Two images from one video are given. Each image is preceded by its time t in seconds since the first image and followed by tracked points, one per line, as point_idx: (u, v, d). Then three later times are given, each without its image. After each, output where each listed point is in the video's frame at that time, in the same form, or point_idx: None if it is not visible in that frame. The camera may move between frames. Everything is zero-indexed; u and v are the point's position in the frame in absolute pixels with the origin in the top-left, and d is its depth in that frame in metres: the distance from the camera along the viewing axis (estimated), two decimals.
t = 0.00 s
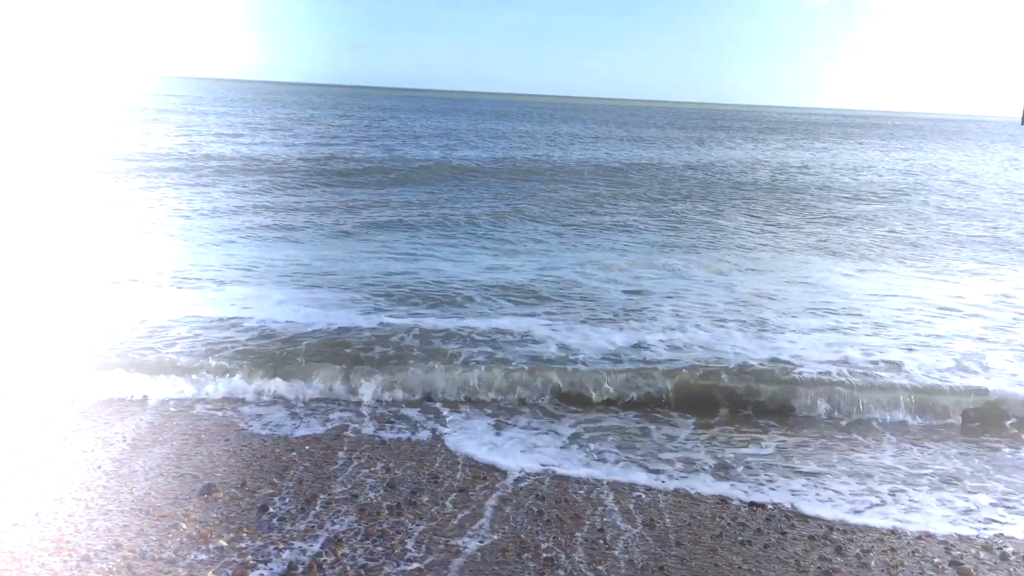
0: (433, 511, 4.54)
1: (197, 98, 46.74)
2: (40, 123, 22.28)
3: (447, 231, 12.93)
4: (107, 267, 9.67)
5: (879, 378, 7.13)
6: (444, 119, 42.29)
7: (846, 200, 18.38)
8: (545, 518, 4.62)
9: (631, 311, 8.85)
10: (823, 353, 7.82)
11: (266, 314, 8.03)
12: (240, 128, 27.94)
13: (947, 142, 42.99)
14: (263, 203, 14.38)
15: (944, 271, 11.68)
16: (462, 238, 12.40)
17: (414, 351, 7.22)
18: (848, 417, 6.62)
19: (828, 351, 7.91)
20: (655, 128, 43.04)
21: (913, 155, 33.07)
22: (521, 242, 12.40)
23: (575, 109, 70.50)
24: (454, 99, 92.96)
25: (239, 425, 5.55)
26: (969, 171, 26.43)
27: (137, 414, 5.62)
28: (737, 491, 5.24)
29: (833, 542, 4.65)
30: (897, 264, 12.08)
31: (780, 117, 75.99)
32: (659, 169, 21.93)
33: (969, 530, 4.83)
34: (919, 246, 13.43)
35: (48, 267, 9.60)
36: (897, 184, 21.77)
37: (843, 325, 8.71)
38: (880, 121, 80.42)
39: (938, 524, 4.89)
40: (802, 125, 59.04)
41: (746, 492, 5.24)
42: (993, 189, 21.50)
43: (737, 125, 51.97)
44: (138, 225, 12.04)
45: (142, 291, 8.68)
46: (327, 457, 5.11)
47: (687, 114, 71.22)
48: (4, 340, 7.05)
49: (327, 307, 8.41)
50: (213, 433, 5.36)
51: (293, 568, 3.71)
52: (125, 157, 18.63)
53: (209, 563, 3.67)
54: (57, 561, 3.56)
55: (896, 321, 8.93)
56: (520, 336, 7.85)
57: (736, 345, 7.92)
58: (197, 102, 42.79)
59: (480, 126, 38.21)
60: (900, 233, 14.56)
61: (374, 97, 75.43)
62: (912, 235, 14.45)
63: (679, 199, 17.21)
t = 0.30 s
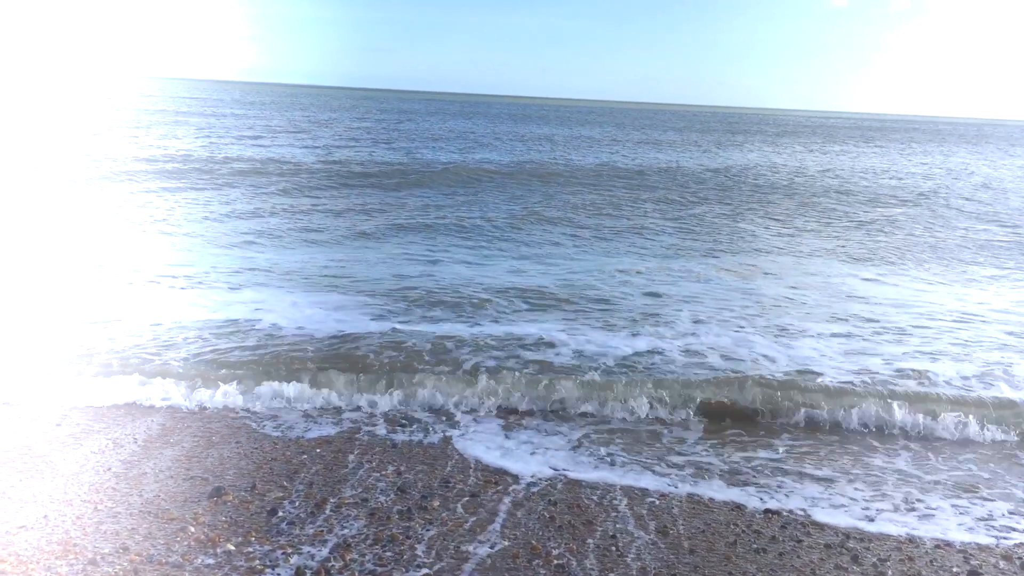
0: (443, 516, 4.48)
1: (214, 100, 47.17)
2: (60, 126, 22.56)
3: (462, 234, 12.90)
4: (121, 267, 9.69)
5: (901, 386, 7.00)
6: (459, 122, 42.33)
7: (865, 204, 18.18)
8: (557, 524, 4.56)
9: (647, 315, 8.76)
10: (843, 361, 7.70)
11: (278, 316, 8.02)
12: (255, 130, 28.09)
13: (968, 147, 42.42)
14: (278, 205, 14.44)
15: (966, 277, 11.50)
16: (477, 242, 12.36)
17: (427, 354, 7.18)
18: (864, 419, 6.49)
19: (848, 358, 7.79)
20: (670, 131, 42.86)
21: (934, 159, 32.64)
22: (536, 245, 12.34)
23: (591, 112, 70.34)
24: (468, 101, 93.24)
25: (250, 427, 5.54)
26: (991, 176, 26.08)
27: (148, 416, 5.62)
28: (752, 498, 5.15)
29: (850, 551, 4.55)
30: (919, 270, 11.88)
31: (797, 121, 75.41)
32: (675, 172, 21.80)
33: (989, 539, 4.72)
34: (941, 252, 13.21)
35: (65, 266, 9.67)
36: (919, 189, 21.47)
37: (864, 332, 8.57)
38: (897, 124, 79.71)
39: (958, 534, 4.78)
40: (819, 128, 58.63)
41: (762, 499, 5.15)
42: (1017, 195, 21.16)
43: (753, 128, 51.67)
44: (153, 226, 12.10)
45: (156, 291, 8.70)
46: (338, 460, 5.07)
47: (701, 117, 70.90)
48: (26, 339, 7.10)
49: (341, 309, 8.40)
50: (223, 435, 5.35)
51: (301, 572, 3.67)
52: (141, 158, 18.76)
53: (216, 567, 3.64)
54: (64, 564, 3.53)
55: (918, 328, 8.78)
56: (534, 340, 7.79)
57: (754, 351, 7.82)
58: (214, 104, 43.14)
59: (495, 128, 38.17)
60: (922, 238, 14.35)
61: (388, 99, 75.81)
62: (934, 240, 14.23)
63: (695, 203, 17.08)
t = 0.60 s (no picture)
0: (447, 519, 4.45)
1: (223, 102, 47.45)
2: (70, 127, 22.72)
3: (469, 236, 12.88)
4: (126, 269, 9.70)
5: (913, 391, 6.92)
6: (466, 123, 42.37)
7: (873, 207, 18.11)
8: (562, 527, 4.52)
9: (655, 318, 8.71)
10: (854, 364, 7.62)
11: (283, 317, 8.01)
12: (263, 132, 28.17)
13: (979, 149, 42.15)
14: (285, 206, 14.47)
15: (976, 280, 11.42)
16: (484, 244, 12.34)
17: (433, 356, 7.15)
18: (871, 421, 6.40)
19: (858, 362, 7.72)
20: (677, 133, 42.81)
21: (945, 161, 32.43)
22: (543, 248, 12.30)
23: (599, 114, 70.26)
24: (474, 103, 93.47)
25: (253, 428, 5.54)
26: (1001, 178, 25.93)
27: (151, 418, 5.60)
28: (760, 502, 5.09)
29: (858, 556, 4.49)
30: (929, 273, 11.77)
31: (805, 124, 75.13)
32: (683, 174, 21.74)
33: (1000, 544, 4.65)
34: (951, 255, 13.14)
35: (73, 267, 9.70)
36: (929, 191, 21.33)
37: (874, 336, 8.49)
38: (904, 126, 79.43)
39: (968, 539, 4.71)
40: (827, 130, 58.47)
41: (769, 502, 5.10)
42: None
43: (760, 131, 51.57)
44: (160, 227, 12.13)
45: (161, 293, 8.70)
46: (342, 462, 5.04)
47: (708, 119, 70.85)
48: (32, 340, 7.11)
49: (347, 310, 8.39)
50: (228, 436, 5.34)
51: None
52: (149, 159, 18.83)
53: (219, 570, 3.61)
54: (65, 566, 3.51)
55: (930, 332, 8.69)
56: (541, 342, 7.75)
57: (763, 354, 7.75)
58: (222, 106, 43.34)
59: (503, 130, 38.17)
60: (932, 241, 14.24)
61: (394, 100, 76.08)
62: (945, 243, 14.11)
63: (703, 206, 17.02)
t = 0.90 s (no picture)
0: (450, 522, 4.42)
1: (230, 104, 47.64)
2: (76, 129, 22.80)
3: (474, 238, 12.85)
4: (131, 270, 9.71)
5: (922, 396, 6.85)
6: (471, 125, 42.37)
7: (880, 210, 18.04)
8: (566, 531, 4.48)
9: (660, 322, 8.67)
10: (862, 369, 7.56)
11: (286, 320, 7.99)
12: (268, 133, 28.25)
13: (987, 152, 41.95)
14: (290, 208, 14.48)
15: (984, 284, 11.36)
16: (489, 246, 12.30)
17: (438, 357, 7.12)
18: (876, 424, 6.33)
19: (866, 367, 7.65)
20: (682, 135, 42.78)
21: (952, 164, 32.29)
22: (548, 250, 12.28)
23: (605, 116, 70.25)
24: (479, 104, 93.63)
25: (255, 428, 5.53)
26: (1008, 181, 25.83)
27: (154, 420, 5.59)
28: (765, 506, 5.05)
29: (865, 561, 4.44)
30: (937, 277, 11.70)
31: (811, 126, 75.01)
32: (689, 176, 21.68)
33: (1010, 550, 4.59)
34: (959, 258, 13.09)
35: (78, 268, 9.72)
36: (936, 194, 21.21)
37: (882, 341, 8.42)
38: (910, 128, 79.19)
39: (976, 544, 4.66)
40: (832, 132, 58.33)
41: (775, 506, 5.05)
42: None
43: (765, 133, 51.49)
44: (164, 229, 12.15)
45: (165, 295, 8.71)
46: (344, 465, 5.02)
47: (713, 121, 70.76)
48: (35, 341, 7.12)
49: (351, 312, 8.38)
50: (230, 439, 5.32)
51: None
52: (154, 160, 18.87)
53: (219, 574, 3.59)
54: (65, 570, 3.49)
55: (939, 337, 8.62)
56: (546, 345, 7.72)
57: (770, 358, 7.70)
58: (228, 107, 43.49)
59: (508, 132, 38.16)
60: (940, 244, 14.17)
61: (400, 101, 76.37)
62: (953, 247, 14.03)
63: (710, 208, 16.96)
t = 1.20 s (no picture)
0: (452, 525, 4.39)
1: (235, 104, 47.76)
2: (81, 129, 22.84)
3: (477, 240, 12.83)
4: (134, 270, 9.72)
5: (929, 400, 6.79)
6: (475, 126, 42.36)
7: (886, 211, 17.98)
8: (569, 534, 4.45)
9: (665, 324, 8.62)
10: (867, 372, 7.50)
11: (287, 320, 7.98)
12: (272, 133, 28.29)
13: (993, 154, 41.78)
14: (294, 209, 14.49)
15: (990, 286, 11.30)
16: (492, 248, 12.27)
17: (441, 359, 7.10)
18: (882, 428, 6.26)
19: (872, 369, 7.59)
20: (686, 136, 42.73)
21: (957, 166, 32.16)
22: (552, 252, 12.25)
23: (610, 116, 70.11)
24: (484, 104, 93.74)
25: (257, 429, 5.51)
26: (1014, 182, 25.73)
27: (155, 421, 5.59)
28: (770, 509, 5.00)
29: (871, 565, 4.40)
30: (943, 279, 11.63)
31: (816, 126, 74.85)
32: (693, 178, 21.62)
33: (1016, 554, 4.55)
34: (964, 260, 13.02)
35: (81, 268, 9.72)
36: (942, 196, 21.14)
37: (888, 343, 8.37)
38: (916, 129, 78.97)
39: (984, 550, 4.60)
40: (837, 133, 58.17)
41: (780, 510, 5.01)
42: None
43: (770, 133, 51.39)
44: (168, 229, 12.17)
45: (168, 295, 8.72)
46: (346, 467, 4.99)
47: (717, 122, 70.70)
48: (37, 341, 7.13)
49: (354, 314, 8.37)
50: (231, 440, 5.32)
51: None
52: (159, 160, 18.92)
53: None
54: (63, 573, 3.47)
55: (945, 340, 8.56)
56: (550, 348, 7.68)
57: (775, 361, 7.64)
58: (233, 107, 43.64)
59: (512, 133, 38.14)
60: (946, 247, 14.10)
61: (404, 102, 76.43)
62: (960, 249, 13.95)
63: (714, 210, 16.91)
